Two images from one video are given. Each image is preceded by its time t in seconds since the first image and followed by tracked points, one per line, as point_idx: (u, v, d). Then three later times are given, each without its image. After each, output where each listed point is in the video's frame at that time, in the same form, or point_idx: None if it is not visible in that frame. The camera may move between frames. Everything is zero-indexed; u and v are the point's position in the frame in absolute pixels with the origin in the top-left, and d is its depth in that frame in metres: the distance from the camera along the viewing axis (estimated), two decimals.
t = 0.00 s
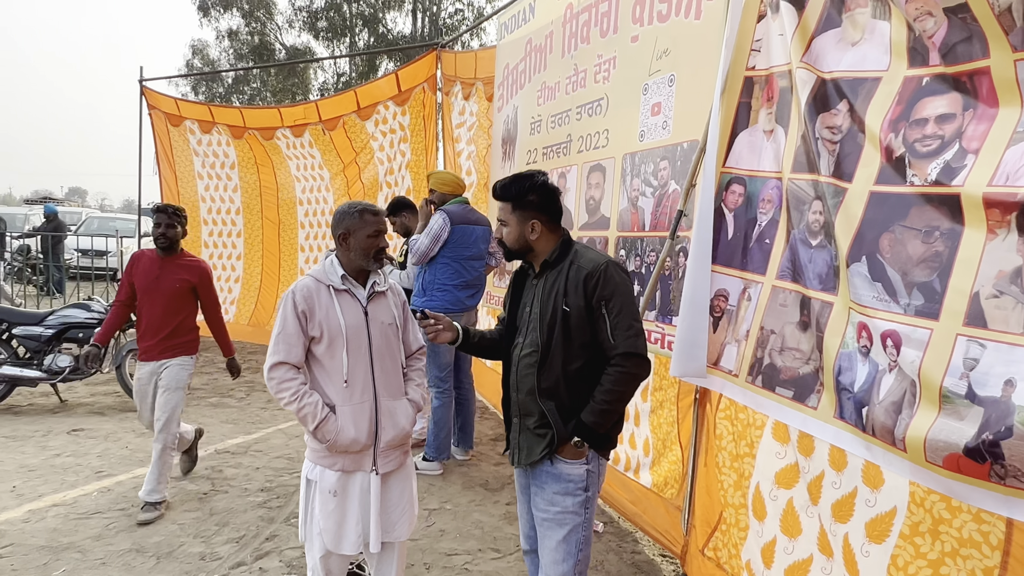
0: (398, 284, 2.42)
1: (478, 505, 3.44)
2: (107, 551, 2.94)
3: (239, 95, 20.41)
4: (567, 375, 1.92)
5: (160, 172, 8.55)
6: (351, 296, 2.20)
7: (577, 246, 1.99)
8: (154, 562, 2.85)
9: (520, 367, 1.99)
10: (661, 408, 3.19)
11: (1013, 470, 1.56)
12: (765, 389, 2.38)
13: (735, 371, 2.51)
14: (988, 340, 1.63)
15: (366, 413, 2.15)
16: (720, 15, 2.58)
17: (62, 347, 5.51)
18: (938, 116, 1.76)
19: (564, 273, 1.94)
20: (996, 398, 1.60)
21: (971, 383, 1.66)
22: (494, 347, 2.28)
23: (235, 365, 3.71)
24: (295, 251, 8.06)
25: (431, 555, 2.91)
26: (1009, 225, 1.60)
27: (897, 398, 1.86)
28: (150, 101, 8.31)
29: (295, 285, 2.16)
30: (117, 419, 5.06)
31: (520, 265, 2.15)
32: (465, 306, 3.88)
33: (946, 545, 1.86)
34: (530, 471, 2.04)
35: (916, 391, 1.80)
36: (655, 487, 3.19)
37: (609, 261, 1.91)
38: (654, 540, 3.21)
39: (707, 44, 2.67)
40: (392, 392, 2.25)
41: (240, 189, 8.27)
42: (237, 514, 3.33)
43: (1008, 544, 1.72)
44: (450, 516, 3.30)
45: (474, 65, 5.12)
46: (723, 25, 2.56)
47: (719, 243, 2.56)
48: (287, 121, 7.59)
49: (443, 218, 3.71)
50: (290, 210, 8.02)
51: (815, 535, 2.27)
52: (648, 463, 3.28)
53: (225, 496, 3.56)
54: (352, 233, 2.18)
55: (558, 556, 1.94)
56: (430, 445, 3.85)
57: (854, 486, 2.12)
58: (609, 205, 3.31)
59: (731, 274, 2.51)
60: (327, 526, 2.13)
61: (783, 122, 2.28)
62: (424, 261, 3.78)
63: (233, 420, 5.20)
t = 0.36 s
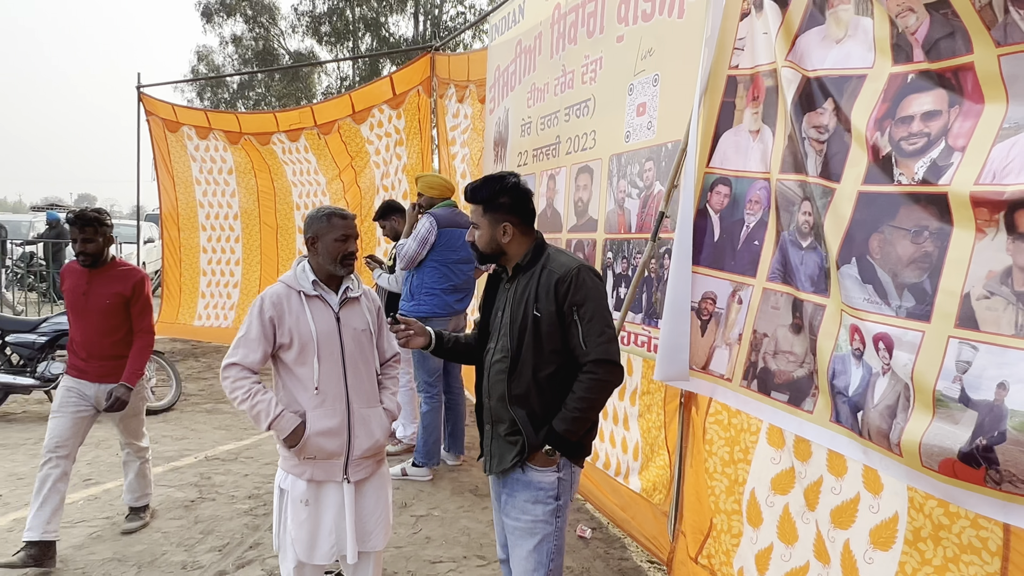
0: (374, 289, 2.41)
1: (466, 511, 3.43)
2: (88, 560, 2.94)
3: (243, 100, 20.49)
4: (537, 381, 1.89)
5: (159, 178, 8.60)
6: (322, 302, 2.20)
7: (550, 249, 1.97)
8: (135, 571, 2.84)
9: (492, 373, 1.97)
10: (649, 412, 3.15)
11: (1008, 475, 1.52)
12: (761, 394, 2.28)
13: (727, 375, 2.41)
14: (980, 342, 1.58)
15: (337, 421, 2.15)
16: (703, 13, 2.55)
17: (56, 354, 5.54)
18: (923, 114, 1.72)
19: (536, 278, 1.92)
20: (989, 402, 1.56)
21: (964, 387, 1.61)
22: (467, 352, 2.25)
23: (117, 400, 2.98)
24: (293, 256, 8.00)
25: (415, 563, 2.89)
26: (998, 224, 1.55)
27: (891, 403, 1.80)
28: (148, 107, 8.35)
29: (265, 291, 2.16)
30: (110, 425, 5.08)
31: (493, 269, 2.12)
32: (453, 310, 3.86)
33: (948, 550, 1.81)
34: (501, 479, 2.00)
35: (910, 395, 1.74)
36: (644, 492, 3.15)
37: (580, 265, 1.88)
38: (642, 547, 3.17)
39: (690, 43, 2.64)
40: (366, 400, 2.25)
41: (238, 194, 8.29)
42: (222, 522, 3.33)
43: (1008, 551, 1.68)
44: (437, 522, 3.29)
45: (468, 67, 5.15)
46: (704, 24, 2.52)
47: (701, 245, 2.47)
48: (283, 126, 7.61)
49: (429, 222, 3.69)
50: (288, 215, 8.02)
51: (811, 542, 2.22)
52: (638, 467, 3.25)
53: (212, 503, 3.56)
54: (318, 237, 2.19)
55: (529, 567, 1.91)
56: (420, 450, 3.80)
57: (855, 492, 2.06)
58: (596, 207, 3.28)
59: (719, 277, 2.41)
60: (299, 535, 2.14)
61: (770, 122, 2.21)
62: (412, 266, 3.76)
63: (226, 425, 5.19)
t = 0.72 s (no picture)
0: (361, 295, 2.39)
1: (456, 516, 3.40)
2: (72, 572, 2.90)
3: (236, 105, 20.44)
4: (519, 384, 1.86)
5: (148, 185, 8.56)
6: (300, 305, 2.22)
7: (534, 249, 1.95)
8: None
9: (474, 375, 1.95)
10: (640, 413, 3.13)
11: (1014, 472, 1.49)
12: (761, 394, 2.21)
13: (723, 376, 2.34)
14: (981, 337, 1.55)
15: (308, 427, 2.16)
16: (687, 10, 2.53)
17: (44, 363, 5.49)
18: (916, 106, 1.69)
19: (519, 279, 1.90)
20: (992, 398, 1.53)
21: (968, 383, 1.58)
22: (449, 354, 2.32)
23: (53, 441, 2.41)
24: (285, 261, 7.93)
25: (404, 570, 2.87)
26: (995, 217, 1.53)
27: (895, 400, 1.76)
28: (137, 114, 8.31)
29: (247, 290, 2.21)
30: (99, 434, 5.03)
31: (477, 270, 2.10)
32: (442, 313, 3.84)
33: (963, 546, 1.78)
34: (484, 484, 1.98)
35: (914, 392, 1.70)
36: (636, 494, 3.14)
37: (564, 265, 1.86)
38: (634, 550, 3.15)
39: (674, 41, 2.63)
40: (343, 408, 2.24)
41: (228, 200, 8.26)
42: (209, 531, 3.30)
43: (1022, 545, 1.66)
44: (427, 528, 3.27)
45: (457, 69, 5.16)
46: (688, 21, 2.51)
47: (689, 243, 2.42)
48: (273, 131, 7.58)
49: (417, 224, 3.67)
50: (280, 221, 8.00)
51: (818, 541, 2.19)
52: (630, 469, 3.23)
53: (199, 512, 3.53)
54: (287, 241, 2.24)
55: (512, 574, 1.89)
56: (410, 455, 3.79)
57: (867, 490, 2.03)
58: (584, 207, 3.26)
59: (711, 275, 2.35)
60: (272, 541, 2.18)
61: (761, 118, 2.18)
62: (400, 269, 3.73)
63: (217, 433, 5.14)
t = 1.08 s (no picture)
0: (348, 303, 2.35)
1: (448, 522, 3.37)
2: None
3: (225, 111, 20.32)
4: (505, 390, 1.83)
5: (135, 192, 8.49)
6: (287, 310, 2.18)
7: (520, 253, 1.92)
8: None
9: (460, 382, 1.92)
10: (632, 415, 3.10)
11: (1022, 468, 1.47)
12: (759, 394, 2.18)
13: (719, 377, 2.30)
14: (982, 333, 1.53)
15: (294, 437, 2.12)
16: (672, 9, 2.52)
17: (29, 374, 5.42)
18: (907, 101, 1.67)
19: (505, 283, 1.87)
20: (996, 394, 1.51)
21: (970, 379, 1.55)
22: (436, 360, 2.28)
23: None
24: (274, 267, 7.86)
25: None
26: (992, 211, 1.51)
27: (897, 398, 1.73)
28: (122, 121, 8.24)
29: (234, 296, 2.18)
30: (85, 445, 4.97)
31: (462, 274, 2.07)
32: (431, 318, 3.81)
33: (979, 540, 1.75)
34: (472, 493, 1.95)
35: (916, 389, 1.67)
36: (630, 497, 3.12)
37: (551, 269, 1.83)
38: (627, 554, 3.12)
39: (659, 40, 2.61)
40: (330, 416, 2.20)
41: (216, 206, 8.19)
42: (196, 542, 3.25)
43: None
44: (418, 535, 3.23)
45: (443, 71, 5.13)
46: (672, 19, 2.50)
47: (678, 242, 2.37)
48: (259, 136, 7.54)
49: (403, 228, 3.63)
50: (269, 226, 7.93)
51: (833, 538, 2.15)
52: (624, 472, 3.19)
53: (187, 523, 3.47)
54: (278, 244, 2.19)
55: None
56: (400, 461, 3.75)
57: (877, 486, 2.01)
58: (572, 208, 3.23)
59: (702, 275, 2.31)
60: (256, 554, 2.15)
61: (751, 116, 2.15)
62: (387, 274, 3.70)
63: (205, 442, 5.08)
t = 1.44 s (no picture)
0: (337, 305, 2.32)
1: (443, 525, 3.33)
2: None
3: (214, 114, 20.20)
4: (498, 391, 1.81)
5: (122, 196, 8.41)
6: (275, 314, 2.14)
7: (511, 252, 1.89)
8: None
9: (450, 383, 1.89)
10: (628, 413, 3.07)
11: None
12: (754, 390, 2.16)
13: (714, 374, 2.28)
14: (983, 325, 1.51)
15: (285, 442, 2.08)
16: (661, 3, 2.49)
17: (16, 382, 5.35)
18: (902, 93, 1.65)
19: (496, 283, 1.84)
20: (999, 387, 1.48)
21: (972, 372, 1.53)
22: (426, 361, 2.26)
23: None
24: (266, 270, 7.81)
25: None
26: (990, 202, 1.49)
27: (897, 392, 1.71)
28: (110, 125, 8.16)
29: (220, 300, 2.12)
30: (74, 453, 4.90)
31: (452, 274, 2.04)
32: (422, 319, 3.77)
33: (988, 530, 1.73)
34: (464, 495, 1.91)
35: (916, 383, 1.65)
36: (627, 496, 3.10)
37: (542, 269, 1.80)
38: (623, 554, 3.10)
39: (648, 35, 2.59)
40: (322, 420, 2.16)
41: (205, 209, 8.12)
42: (187, 549, 3.21)
43: None
44: (412, 538, 3.19)
45: (432, 71, 5.11)
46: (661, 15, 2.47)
47: (672, 239, 2.37)
48: (248, 138, 7.48)
49: (393, 229, 3.60)
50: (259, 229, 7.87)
51: (844, 531, 2.11)
52: (623, 471, 3.16)
53: (178, 530, 3.43)
54: (278, 244, 2.13)
55: None
56: (394, 464, 3.71)
57: (884, 478, 1.98)
58: (563, 206, 3.21)
59: (697, 272, 2.30)
60: (250, 564, 2.11)
61: (742, 111, 2.13)
62: (378, 275, 3.66)
63: (196, 447, 5.03)
